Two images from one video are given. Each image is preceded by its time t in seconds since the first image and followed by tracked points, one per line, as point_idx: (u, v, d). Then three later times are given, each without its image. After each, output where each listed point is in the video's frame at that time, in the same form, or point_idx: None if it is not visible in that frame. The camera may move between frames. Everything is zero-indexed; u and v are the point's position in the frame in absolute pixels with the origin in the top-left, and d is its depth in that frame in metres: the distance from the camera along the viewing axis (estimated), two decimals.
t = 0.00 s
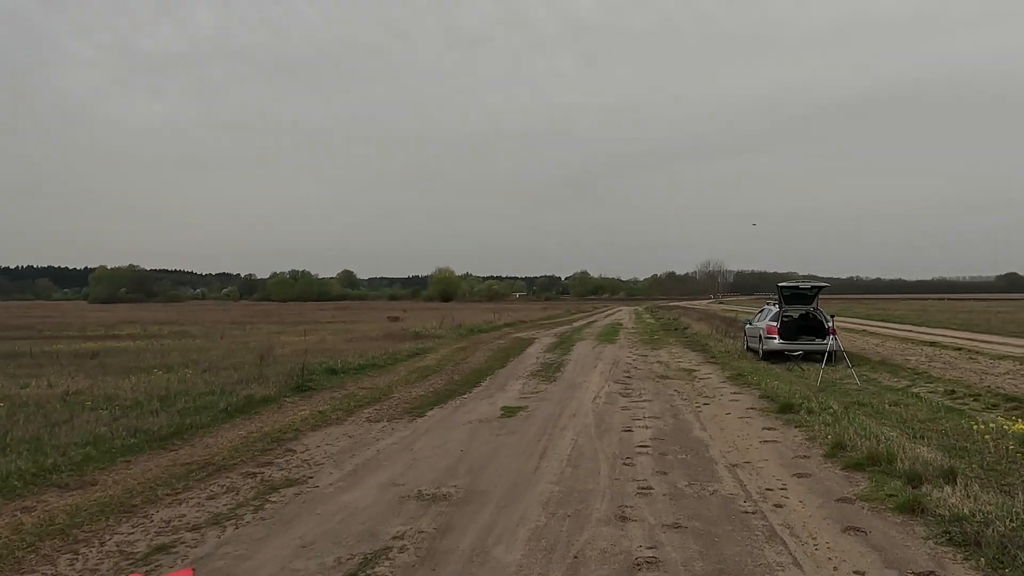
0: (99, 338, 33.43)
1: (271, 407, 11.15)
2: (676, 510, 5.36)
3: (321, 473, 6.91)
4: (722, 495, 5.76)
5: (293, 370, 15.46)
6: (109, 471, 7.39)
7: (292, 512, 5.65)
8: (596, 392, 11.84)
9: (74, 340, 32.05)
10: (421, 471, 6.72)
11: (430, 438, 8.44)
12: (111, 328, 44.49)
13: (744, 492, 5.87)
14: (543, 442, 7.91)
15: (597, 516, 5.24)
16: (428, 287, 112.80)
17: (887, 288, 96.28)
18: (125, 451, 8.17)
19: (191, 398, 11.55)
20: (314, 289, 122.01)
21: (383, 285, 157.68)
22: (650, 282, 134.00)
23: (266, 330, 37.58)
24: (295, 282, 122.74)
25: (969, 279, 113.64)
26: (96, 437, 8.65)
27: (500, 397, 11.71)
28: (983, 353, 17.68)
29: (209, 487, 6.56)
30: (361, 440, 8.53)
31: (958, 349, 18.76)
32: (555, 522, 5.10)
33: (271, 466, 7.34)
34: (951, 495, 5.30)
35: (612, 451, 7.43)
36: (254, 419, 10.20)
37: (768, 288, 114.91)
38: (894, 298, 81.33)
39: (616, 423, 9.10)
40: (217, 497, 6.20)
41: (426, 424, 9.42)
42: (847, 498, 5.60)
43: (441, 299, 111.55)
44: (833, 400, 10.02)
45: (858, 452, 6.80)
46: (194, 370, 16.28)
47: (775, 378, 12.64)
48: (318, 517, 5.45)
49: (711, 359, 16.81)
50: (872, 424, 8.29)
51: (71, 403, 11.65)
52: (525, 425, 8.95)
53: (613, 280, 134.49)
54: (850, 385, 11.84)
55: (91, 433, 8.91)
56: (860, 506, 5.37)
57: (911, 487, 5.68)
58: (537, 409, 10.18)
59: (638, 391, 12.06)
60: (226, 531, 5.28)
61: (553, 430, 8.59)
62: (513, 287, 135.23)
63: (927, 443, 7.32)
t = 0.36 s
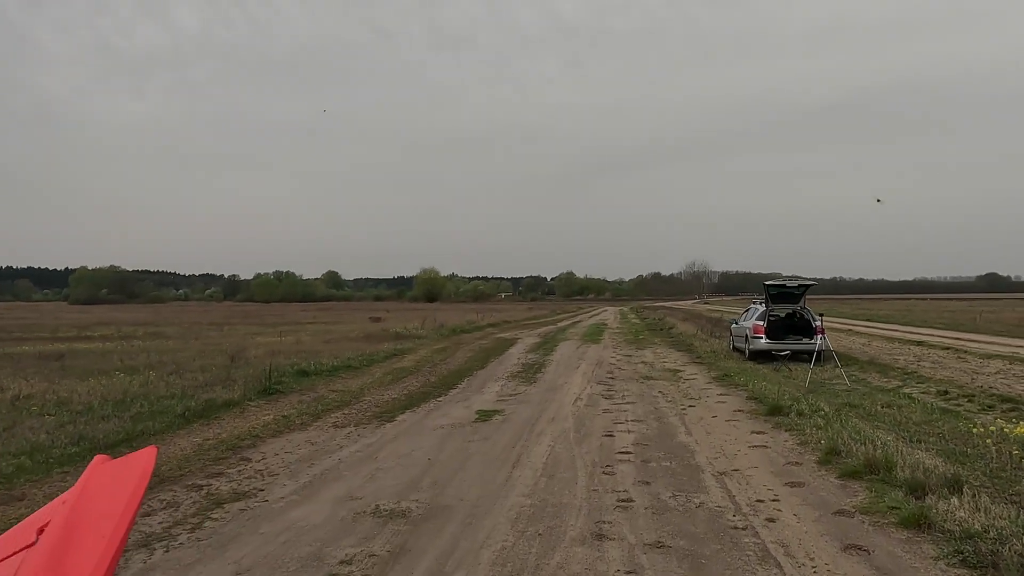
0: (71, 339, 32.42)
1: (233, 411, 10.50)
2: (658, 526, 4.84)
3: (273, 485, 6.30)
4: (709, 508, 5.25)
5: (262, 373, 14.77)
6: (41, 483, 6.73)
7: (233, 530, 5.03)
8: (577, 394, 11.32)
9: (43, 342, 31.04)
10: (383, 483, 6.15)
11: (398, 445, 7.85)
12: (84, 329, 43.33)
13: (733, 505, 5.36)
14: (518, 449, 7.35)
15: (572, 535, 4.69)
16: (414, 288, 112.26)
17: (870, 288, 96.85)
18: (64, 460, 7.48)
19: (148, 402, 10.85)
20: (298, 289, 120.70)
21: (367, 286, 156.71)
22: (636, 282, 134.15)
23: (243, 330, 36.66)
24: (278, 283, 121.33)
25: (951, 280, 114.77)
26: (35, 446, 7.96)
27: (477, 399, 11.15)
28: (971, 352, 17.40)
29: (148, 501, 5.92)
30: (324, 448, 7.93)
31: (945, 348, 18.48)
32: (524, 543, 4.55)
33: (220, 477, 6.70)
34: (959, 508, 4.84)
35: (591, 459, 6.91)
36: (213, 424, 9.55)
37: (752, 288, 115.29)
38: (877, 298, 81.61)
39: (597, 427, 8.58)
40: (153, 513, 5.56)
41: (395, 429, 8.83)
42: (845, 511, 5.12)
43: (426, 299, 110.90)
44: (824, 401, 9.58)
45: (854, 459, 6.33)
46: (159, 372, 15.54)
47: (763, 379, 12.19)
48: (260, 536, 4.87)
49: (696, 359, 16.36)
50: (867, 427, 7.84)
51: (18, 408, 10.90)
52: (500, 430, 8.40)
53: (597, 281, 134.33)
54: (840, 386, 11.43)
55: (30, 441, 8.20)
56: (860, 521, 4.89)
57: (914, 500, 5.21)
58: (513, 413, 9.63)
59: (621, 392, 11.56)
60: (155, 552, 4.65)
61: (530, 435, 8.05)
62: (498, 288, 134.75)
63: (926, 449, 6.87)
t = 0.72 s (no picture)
0: (56, 340, 31.79)
1: (211, 417, 9.99)
2: (660, 552, 4.35)
3: (240, 504, 5.78)
4: (715, 529, 4.77)
5: (246, 375, 14.24)
6: None
7: (189, 558, 4.52)
8: (572, 398, 10.84)
9: (28, 343, 30.41)
10: (359, 501, 5.64)
11: (380, 455, 7.35)
12: (73, 330, 42.65)
13: (741, 525, 4.89)
14: (508, 460, 6.86)
15: (566, 563, 4.20)
16: (409, 286, 111.68)
17: (867, 284, 96.65)
18: (20, 473, 6.96)
19: (121, 408, 10.32)
20: (293, 288, 119.99)
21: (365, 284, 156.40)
22: (632, 280, 133.69)
23: (233, 330, 36.01)
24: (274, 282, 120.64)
25: (948, 277, 114.64)
26: None
27: (468, 403, 10.66)
28: (976, 350, 16.97)
29: (102, 522, 5.41)
30: (301, 459, 7.42)
31: (950, 347, 18.03)
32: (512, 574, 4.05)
33: (185, 493, 6.18)
34: (993, 530, 4.37)
35: (586, 471, 6.41)
36: (187, 432, 9.03)
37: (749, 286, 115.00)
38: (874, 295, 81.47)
39: (593, 434, 8.09)
40: (104, 537, 5.04)
41: (379, 437, 8.32)
42: (866, 532, 4.64)
43: (422, 298, 110.28)
44: (831, 406, 9.11)
45: (870, 472, 5.86)
46: (139, 375, 14.99)
47: (765, 381, 11.72)
48: (217, 566, 4.37)
49: (695, 359, 15.88)
50: (879, 434, 7.38)
51: None
52: (490, 438, 7.90)
53: (594, 279, 133.86)
54: (845, 388, 10.97)
55: None
56: (884, 544, 4.41)
57: (941, 520, 4.73)
58: (504, 419, 9.14)
59: (618, 395, 11.07)
60: None
61: (521, 444, 7.56)
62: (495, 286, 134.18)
63: (945, 458, 6.41)
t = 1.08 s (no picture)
0: (45, 339, 31.25)
1: (186, 424, 9.48)
2: None
3: (199, 527, 5.25)
4: (724, 561, 4.25)
5: (229, 378, 13.71)
6: None
7: None
8: (567, 402, 10.30)
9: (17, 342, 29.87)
10: (330, 525, 5.12)
11: (360, 469, 6.83)
12: (65, 329, 42.20)
13: (753, 555, 4.36)
14: (497, 475, 6.33)
15: None
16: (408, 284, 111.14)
17: (866, 282, 96.23)
18: None
19: (92, 414, 9.80)
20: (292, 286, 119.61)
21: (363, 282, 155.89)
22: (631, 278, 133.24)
23: (226, 329, 35.46)
24: (273, 280, 120.29)
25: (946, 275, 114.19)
26: None
27: (458, 409, 10.13)
28: (985, 351, 16.46)
29: (44, 549, 4.88)
30: (275, 474, 6.90)
31: (957, 347, 17.53)
32: None
33: (141, 514, 5.66)
34: None
35: (581, 489, 5.88)
36: (157, 441, 8.51)
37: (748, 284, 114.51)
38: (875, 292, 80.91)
39: (589, 444, 7.55)
40: (42, 568, 4.52)
41: (361, 447, 7.80)
42: (894, 566, 4.11)
43: (420, 296, 109.74)
44: (842, 412, 8.58)
45: (892, 492, 5.32)
46: (119, 378, 14.45)
47: (770, 385, 11.21)
48: None
49: (696, 361, 15.37)
50: (897, 445, 6.85)
51: None
52: (479, 449, 7.37)
53: (593, 276, 133.31)
54: (855, 393, 10.44)
55: None
56: None
57: (977, 551, 4.21)
58: (495, 427, 8.60)
59: (616, 400, 10.53)
60: None
61: (512, 456, 7.03)
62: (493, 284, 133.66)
63: (971, 474, 5.88)
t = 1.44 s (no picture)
0: (21, 342, 30.48)
1: (144, 434, 8.93)
2: None
3: (131, 555, 4.72)
4: None
5: (199, 384, 13.14)
6: None
7: None
8: (550, 407, 9.80)
9: None
10: (279, 551, 4.60)
11: (322, 484, 6.30)
12: (43, 332, 41.24)
13: None
14: (469, 489, 5.83)
15: None
16: (397, 285, 110.41)
17: (854, 281, 96.38)
18: None
19: (44, 423, 9.22)
20: (279, 287, 118.54)
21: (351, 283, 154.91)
22: (621, 278, 133.08)
23: (207, 332, 34.72)
24: (260, 281, 119.17)
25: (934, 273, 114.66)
26: None
27: (435, 415, 9.61)
28: (979, 350, 16.13)
29: None
30: (229, 491, 6.36)
31: (950, 346, 17.21)
32: None
33: (73, 539, 5.11)
34: None
35: (558, 506, 5.38)
36: (109, 453, 7.95)
37: (737, 283, 114.58)
38: (864, 290, 81.09)
39: (570, 454, 7.06)
40: None
41: (326, 459, 7.27)
42: None
43: (409, 297, 109.10)
44: (838, 417, 8.13)
45: (897, 508, 4.86)
46: (84, 383, 13.85)
47: (761, 388, 10.77)
48: None
49: (685, 362, 14.94)
50: (898, 454, 6.40)
51: None
52: (451, 460, 6.86)
53: (583, 276, 133.06)
54: (849, 396, 10.00)
55: None
56: None
57: None
58: (471, 434, 8.10)
59: (601, 404, 10.05)
60: None
61: (487, 468, 6.52)
62: (482, 283, 133.01)
63: (981, 485, 5.43)
